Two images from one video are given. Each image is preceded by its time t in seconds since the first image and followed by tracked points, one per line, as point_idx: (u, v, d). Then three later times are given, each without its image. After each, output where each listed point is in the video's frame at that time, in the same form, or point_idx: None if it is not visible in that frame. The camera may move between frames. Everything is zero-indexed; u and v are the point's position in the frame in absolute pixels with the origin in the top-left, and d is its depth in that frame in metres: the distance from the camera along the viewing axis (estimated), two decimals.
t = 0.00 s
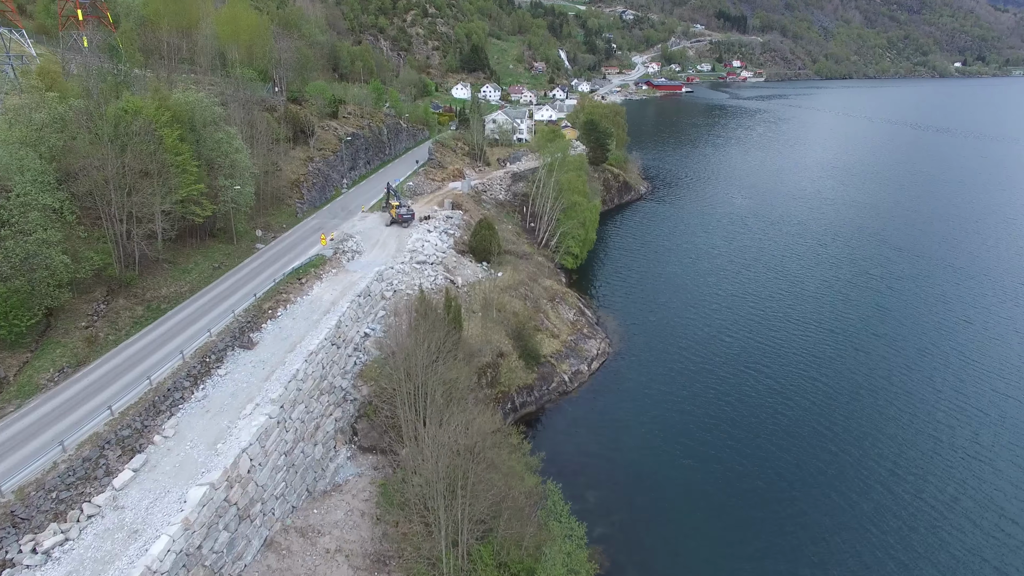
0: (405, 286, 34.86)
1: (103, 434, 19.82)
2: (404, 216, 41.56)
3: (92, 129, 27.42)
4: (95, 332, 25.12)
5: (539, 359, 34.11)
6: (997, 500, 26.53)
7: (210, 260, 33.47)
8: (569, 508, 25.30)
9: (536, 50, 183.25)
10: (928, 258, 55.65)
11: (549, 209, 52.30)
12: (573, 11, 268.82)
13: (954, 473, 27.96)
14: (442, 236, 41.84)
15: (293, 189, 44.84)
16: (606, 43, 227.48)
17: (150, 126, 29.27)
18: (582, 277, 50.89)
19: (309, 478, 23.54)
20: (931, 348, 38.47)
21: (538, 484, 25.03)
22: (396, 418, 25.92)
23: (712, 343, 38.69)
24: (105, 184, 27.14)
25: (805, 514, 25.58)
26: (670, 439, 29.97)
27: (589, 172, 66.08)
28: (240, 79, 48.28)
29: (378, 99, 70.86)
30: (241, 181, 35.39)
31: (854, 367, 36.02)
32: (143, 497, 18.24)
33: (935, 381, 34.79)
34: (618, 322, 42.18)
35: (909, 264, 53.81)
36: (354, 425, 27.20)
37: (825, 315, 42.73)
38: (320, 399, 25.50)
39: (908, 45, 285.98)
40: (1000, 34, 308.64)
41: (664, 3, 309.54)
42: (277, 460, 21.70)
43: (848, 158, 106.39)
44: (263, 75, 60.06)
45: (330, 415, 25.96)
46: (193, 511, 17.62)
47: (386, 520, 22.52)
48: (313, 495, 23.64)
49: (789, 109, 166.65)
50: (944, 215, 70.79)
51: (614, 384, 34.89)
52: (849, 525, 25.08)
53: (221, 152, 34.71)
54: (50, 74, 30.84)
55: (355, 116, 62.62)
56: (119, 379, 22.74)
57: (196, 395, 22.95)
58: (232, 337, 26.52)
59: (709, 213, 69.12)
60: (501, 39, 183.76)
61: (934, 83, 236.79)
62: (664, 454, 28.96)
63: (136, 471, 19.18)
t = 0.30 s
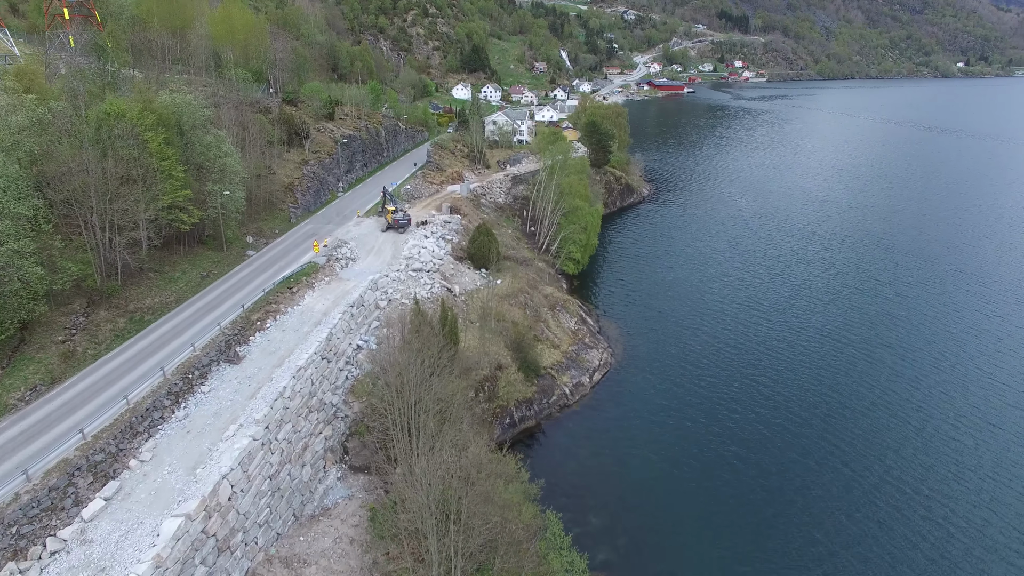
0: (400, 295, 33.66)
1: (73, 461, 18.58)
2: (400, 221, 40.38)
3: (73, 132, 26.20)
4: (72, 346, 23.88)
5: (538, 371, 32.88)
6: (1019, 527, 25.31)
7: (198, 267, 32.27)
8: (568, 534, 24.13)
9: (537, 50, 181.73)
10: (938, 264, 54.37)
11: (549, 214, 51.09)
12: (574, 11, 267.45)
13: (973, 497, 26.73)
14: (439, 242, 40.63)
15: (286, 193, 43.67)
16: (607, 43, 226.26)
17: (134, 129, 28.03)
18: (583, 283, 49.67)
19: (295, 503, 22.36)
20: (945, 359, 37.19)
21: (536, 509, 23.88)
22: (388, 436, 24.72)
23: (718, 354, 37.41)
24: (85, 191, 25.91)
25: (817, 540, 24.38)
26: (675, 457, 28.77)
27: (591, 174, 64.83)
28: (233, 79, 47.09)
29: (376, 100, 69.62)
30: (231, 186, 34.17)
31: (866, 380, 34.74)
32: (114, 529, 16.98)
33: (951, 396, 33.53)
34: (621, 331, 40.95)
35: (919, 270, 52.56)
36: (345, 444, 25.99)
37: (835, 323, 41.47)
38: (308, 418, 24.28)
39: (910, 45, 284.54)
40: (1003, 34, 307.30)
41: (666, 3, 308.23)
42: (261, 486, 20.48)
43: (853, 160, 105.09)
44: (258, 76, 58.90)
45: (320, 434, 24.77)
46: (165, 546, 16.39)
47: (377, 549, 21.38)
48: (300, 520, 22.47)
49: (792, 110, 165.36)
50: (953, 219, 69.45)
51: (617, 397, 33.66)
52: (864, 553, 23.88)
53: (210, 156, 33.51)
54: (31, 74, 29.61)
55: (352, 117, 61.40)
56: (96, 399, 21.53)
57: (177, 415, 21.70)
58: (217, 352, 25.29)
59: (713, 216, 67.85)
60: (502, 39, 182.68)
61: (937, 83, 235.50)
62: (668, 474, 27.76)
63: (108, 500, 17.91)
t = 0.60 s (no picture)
0: (395, 305, 32.45)
1: (39, 490, 17.38)
2: (396, 227, 39.13)
3: (50, 136, 24.99)
4: (46, 362, 22.66)
5: (538, 384, 31.63)
6: None
7: (185, 276, 31.10)
8: (568, 560, 22.95)
9: (538, 50, 180.45)
10: (947, 270, 53.19)
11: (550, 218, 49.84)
12: (575, 11, 266.04)
13: (992, 521, 25.56)
14: (436, 248, 39.36)
15: (279, 198, 42.47)
16: (608, 43, 225.03)
17: (114, 133, 26.70)
18: (584, 289, 48.41)
19: (280, 530, 21.20)
20: (958, 371, 36.04)
21: (535, 535, 22.67)
22: (380, 457, 23.49)
23: (725, 365, 36.20)
24: (62, 198, 24.67)
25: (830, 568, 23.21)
26: (680, 477, 27.56)
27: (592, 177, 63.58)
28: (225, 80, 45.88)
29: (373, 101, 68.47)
30: (219, 192, 32.99)
31: (877, 393, 33.57)
32: (79, 566, 15.75)
33: (965, 411, 32.39)
34: (623, 340, 39.72)
35: (927, 276, 51.38)
36: (334, 464, 24.76)
37: (843, 332, 40.28)
38: (295, 438, 23.11)
39: (912, 45, 283.00)
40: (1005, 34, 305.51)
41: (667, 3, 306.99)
42: (242, 514, 19.27)
43: (857, 161, 103.94)
44: (253, 77, 57.79)
45: (307, 454, 23.57)
46: None
47: None
48: (285, 548, 21.32)
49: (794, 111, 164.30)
50: (961, 223, 68.27)
51: (620, 411, 32.42)
52: None
53: (197, 161, 32.33)
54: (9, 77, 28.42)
55: (349, 119, 60.24)
56: (69, 421, 20.39)
57: (155, 436, 20.49)
58: (200, 368, 24.07)
59: (715, 219, 66.64)
60: (502, 39, 181.58)
61: (940, 83, 234.03)
62: (673, 495, 26.57)
63: (75, 533, 16.68)
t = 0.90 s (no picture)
0: (389, 316, 31.27)
1: None
2: (391, 233, 37.94)
3: (23, 141, 23.65)
4: (18, 380, 21.42)
5: (538, 399, 30.43)
6: None
7: (170, 286, 29.92)
8: None
9: (539, 50, 179.22)
10: (957, 275, 51.98)
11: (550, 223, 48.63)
12: (577, 11, 264.92)
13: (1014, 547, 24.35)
14: (433, 255, 38.19)
15: (271, 203, 41.28)
16: (609, 44, 223.79)
17: (94, 138, 25.41)
18: (586, 295, 47.18)
19: (264, 561, 19.97)
20: (972, 384, 34.81)
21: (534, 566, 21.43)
22: (371, 480, 22.28)
23: (732, 376, 34.99)
24: (36, 206, 23.33)
25: None
26: (686, 498, 26.37)
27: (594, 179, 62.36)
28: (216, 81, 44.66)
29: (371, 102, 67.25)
30: (207, 198, 31.75)
31: (890, 408, 32.33)
32: None
33: (983, 427, 31.16)
34: (626, 349, 38.55)
35: (937, 282, 50.10)
36: (323, 486, 23.50)
37: (853, 341, 39.03)
38: (281, 460, 21.88)
39: (914, 45, 281.48)
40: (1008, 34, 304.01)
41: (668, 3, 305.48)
42: (220, 547, 18.02)
43: (861, 163, 102.63)
44: (247, 78, 56.61)
45: (294, 477, 22.34)
46: None
47: None
48: None
49: (796, 111, 162.97)
50: (969, 226, 67.05)
51: (622, 425, 31.22)
52: None
53: (183, 166, 31.05)
54: None
55: (345, 120, 59.06)
56: (37, 446, 19.20)
57: (130, 461, 19.25)
58: (181, 385, 22.87)
59: (718, 222, 65.36)
60: (503, 39, 180.35)
61: (943, 83, 232.68)
62: (679, 517, 25.38)
63: (36, 572, 15.45)
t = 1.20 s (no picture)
0: (383, 327, 30.06)
1: None
2: (386, 239, 36.73)
3: None
4: None
5: (537, 414, 29.23)
6: None
7: (154, 296, 28.72)
8: None
9: (539, 50, 177.90)
10: (967, 281, 50.83)
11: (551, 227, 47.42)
12: (577, 11, 263.76)
13: None
14: (429, 262, 36.98)
15: (263, 207, 40.06)
16: (609, 44, 222.51)
17: (72, 143, 24.12)
18: (587, 302, 45.96)
19: None
20: (988, 397, 33.61)
21: None
22: (361, 506, 21.06)
23: (738, 389, 33.79)
24: (7, 215, 22.05)
25: None
26: (692, 520, 25.19)
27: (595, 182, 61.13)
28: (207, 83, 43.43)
29: (367, 103, 66.02)
30: (193, 205, 30.53)
31: (903, 423, 31.15)
32: None
33: (1000, 444, 29.96)
34: (629, 360, 37.33)
35: (947, 288, 48.91)
36: (310, 512, 22.27)
37: (863, 351, 37.81)
38: (265, 485, 20.65)
39: (915, 45, 280.07)
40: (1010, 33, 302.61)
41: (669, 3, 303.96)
42: None
43: (865, 164, 101.38)
44: (240, 79, 55.36)
45: (279, 503, 21.12)
46: None
47: None
48: None
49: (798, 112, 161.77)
50: (977, 230, 65.87)
51: (625, 441, 30.03)
52: None
53: (168, 172, 29.82)
54: None
55: (341, 122, 57.85)
56: None
57: (102, 489, 18.02)
58: (160, 405, 21.64)
59: (721, 226, 64.11)
60: (503, 39, 179.05)
61: (945, 83, 231.40)
62: (685, 541, 24.18)
63: None
